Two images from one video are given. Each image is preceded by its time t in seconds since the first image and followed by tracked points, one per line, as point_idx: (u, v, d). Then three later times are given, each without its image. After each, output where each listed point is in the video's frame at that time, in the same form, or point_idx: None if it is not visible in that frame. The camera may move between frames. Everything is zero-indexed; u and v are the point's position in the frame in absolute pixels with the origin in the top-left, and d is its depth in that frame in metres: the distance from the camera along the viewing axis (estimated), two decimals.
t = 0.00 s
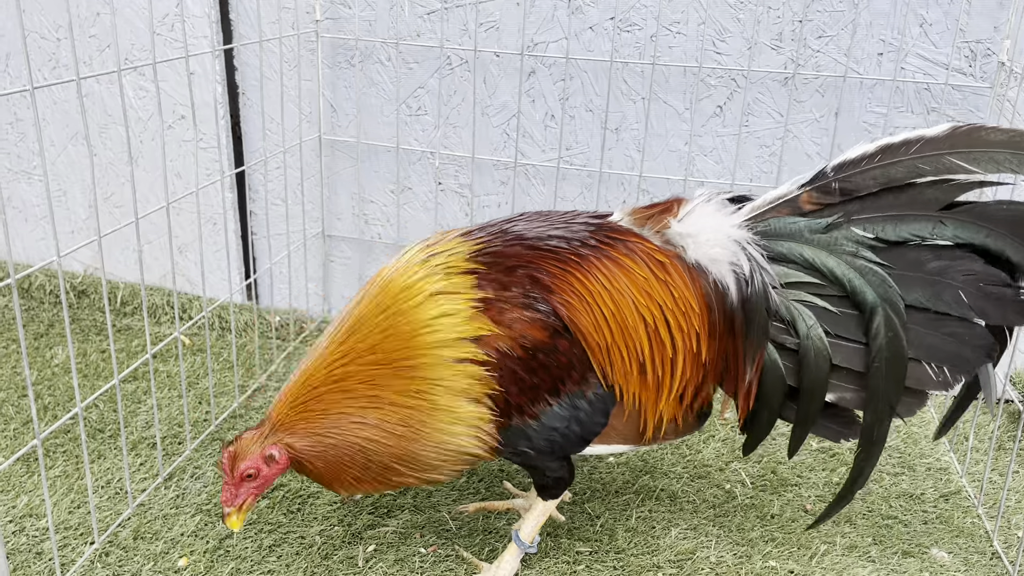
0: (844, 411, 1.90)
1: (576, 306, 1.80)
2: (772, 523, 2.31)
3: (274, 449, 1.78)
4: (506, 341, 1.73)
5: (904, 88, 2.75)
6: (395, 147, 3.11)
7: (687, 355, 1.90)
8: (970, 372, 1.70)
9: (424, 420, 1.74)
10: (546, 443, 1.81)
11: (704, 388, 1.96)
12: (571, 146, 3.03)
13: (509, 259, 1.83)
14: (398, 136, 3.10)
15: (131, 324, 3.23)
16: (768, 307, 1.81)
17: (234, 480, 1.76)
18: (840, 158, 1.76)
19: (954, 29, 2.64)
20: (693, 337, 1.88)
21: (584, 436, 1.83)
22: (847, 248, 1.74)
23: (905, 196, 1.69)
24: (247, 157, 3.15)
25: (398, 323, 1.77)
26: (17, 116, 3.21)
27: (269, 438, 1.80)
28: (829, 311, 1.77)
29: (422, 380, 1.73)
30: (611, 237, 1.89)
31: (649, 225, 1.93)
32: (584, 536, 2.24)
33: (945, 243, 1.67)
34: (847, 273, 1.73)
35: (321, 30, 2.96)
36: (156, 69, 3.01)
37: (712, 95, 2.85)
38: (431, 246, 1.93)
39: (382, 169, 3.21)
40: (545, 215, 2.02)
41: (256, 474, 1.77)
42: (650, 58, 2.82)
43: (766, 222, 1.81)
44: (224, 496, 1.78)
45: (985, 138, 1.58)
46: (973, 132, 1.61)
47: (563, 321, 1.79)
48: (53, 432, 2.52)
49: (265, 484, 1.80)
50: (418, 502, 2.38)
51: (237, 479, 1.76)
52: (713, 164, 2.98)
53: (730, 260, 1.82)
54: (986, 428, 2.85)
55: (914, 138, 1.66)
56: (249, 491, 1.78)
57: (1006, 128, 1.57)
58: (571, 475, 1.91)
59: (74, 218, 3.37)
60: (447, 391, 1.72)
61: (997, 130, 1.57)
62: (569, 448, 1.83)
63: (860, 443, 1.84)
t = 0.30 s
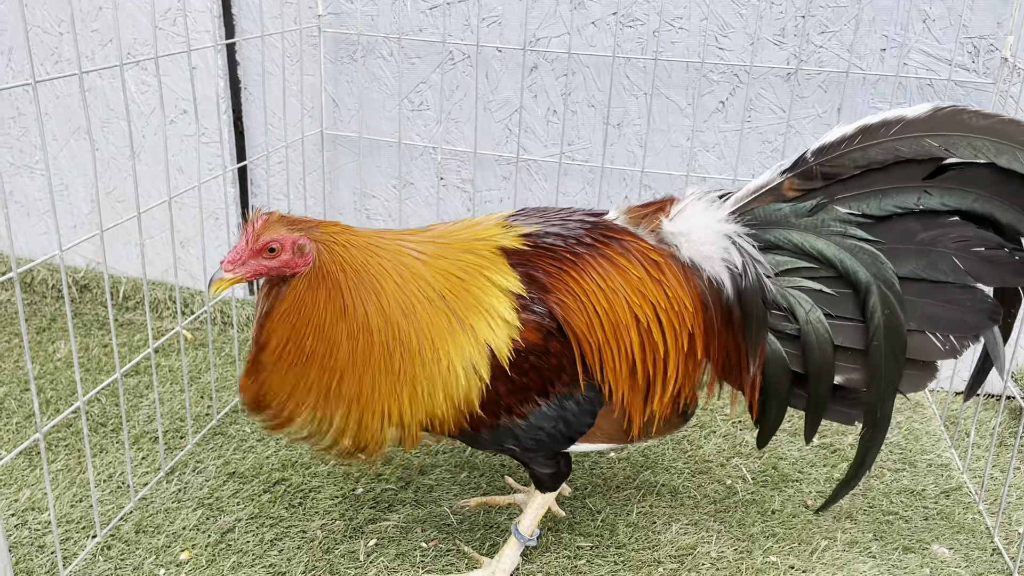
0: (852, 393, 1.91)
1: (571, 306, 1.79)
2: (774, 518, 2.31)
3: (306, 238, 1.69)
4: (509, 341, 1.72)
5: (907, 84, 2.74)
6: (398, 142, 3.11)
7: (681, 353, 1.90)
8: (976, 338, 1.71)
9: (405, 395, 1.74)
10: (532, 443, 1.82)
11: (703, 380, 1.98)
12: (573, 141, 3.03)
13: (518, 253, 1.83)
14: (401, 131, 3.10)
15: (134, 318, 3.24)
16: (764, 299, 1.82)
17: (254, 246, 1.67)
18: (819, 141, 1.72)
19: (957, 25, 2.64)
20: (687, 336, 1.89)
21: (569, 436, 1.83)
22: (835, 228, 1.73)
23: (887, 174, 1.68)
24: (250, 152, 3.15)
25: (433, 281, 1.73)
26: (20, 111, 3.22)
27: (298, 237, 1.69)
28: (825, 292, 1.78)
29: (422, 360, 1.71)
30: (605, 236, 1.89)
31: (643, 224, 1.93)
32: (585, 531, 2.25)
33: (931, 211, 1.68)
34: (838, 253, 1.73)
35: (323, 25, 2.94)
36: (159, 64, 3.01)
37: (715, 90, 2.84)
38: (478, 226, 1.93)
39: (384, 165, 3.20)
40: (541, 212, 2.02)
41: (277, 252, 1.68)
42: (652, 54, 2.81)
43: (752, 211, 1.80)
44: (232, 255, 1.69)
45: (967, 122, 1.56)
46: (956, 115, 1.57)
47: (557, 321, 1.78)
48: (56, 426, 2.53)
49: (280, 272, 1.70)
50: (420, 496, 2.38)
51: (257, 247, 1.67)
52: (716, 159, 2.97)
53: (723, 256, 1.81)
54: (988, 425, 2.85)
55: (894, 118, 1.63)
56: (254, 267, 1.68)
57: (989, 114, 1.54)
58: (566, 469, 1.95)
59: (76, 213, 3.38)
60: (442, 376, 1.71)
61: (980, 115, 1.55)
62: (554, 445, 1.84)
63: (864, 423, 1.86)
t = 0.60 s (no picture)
0: (848, 392, 1.92)
1: (580, 296, 1.79)
2: (774, 516, 2.32)
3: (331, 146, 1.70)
4: (513, 320, 1.72)
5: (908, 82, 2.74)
6: (400, 140, 3.12)
7: (679, 352, 1.91)
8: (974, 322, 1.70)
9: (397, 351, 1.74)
10: (515, 424, 1.83)
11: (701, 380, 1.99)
12: (575, 139, 3.03)
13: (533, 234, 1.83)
14: (403, 129, 3.10)
15: (136, 316, 3.24)
16: (762, 297, 1.82)
17: (280, 143, 1.68)
18: (787, 125, 1.74)
19: (959, 23, 2.64)
20: (688, 334, 1.90)
21: (552, 424, 1.84)
22: (821, 213, 1.76)
23: (860, 150, 1.69)
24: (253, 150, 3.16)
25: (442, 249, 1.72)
26: (23, 109, 3.22)
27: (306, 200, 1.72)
28: (820, 281, 1.79)
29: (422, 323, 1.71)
30: (619, 231, 1.89)
31: (651, 223, 1.95)
32: (586, 528, 2.25)
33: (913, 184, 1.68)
34: (825, 237, 1.75)
35: (325, 23, 2.93)
36: (161, 62, 3.01)
37: (716, 88, 2.85)
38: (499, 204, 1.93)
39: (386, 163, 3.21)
40: (559, 202, 2.04)
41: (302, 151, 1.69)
42: (654, 52, 2.82)
43: (737, 204, 1.83)
44: (257, 151, 1.69)
45: (927, 81, 1.56)
46: (915, 75, 1.58)
47: (565, 311, 1.78)
48: (59, 423, 2.53)
49: (302, 175, 1.70)
50: (421, 494, 2.39)
51: (283, 144, 1.68)
52: (717, 157, 2.98)
53: (720, 256, 1.82)
54: (989, 422, 2.86)
55: (855, 91, 1.64)
56: (279, 166, 1.68)
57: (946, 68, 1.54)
58: (557, 462, 1.98)
59: (78, 210, 3.39)
60: (439, 340, 1.72)
61: (937, 71, 1.55)
62: (537, 430, 1.85)
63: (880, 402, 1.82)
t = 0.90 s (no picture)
0: (851, 386, 1.94)
1: (585, 292, 1.80)
2: (775, 513, 2.33)
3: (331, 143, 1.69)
4: (519, 317, 1.73)
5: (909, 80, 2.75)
6: (401, 138, 3.12)
7: (685, 348, 1.92)
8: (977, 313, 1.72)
9: (403, 348, 1.75)
10: (522, 422, 1.83)
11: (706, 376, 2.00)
12: (576, 137, 3.04)
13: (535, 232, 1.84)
14: (404, 127, 3.11)
15: (138, 314, 3.25)
16: (768, 291, 1.82)
17: (280, 141, 1.67)
18: (794, 122, 1.75)
19: (959, 21, 2.64)
20: (693, 330, 1.90)
21: (559, 422, 1.84)
22: (828, 208, 1.76)
23: (868, 146, 1.70)
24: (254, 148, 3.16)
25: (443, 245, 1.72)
26: (25, 107, 3.23)
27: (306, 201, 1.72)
28: (826, 275, 1.80)
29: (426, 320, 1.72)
30: (623, 227, 1.90)
31: (655, 217, 1.95)
32: (587, 525, 2.26)
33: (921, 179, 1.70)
34: (833, 232, 1.75)
35: (326, 21, 2.94)
36: (163, 60, 3.02)
37: (717, 86, 2.85)
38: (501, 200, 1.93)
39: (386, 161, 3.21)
40: (562, 199, 2.04)
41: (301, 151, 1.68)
42: (655, 50, 2.82)
43: (743, 200, 1.84)
44: (258, 150, 1.69)
45: (935, 77, 1.57)
46: (923, 72, 1.59)
47: (570, 307, 1.79)
48: (62, 421, 2.54)
49: (303, 174, 1.69)
50: (423, 491, 2.39)
51: (284, 143, 1.67)
52: (718, 155, 2.98)
53: (726, 251, 1.83)
54: (989, 420, 2.86)
55: (863, 88, 1.65)
56: (279, 165, 1.68)
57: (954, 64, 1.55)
58: (559, 461, 1.98)
59: (81, 209, 3.40)
60: (445, 337, 1.72)
61: (945, 67, 1.56)
62: (544, 428, 1.85)
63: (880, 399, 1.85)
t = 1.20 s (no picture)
0: (852, 380, 1.93)
1: (589, 291, 1.81)
2: (775, 512, 2.33)
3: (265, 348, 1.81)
4: (524, 317, 1.72)
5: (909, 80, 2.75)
6: (401, 138, 3.13)
7: (692, 342, 1.92)
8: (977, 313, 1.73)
9: (412, 372, 1.73)
10: (540, 424, 1.81)
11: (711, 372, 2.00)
12: (576, 137, 3.04)
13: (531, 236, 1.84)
14: (404, 127, 3.11)
15: (139, 313, 3.26)
16: (773, 287, 1.84)
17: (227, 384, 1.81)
18: (807, 120, 1.77)
19: (959, 21, 2.64)
20: (699, 325, 1.91)
21: (577, 420, 1.84)
22: (837, 207, 1.77)
23: (878, 146, 1.71)
24: (254, 148, 3.17)
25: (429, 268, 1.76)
26: (27, 107, 3.24)
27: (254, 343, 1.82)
28: (832, 273, 1.81)
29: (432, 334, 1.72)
30: (624, 224, 1.90)
31: (658, 213, 1.95)
32: (587, 524, 2.27)
33: (929, 180, 1.71)
34: (840, 230, 1.76)
35: (326, 22, 2.95)
36: (164, 61, 3.03)
37: (717, 87, 2.85)
38: (451, 213, 1.93)
39: (387, 161, 3.22)
40: (559, 199, 2.03)
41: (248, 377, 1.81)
42: (655, 50, 2.82)
43: (751, 196, 1.84)
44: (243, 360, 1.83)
45: (947, 77, 1.59)
46: (935, 72, 1.61)
47: (574, 305, 1.79)
48: (64, 421, 2.55)
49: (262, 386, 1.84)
50: (424, 491, 2.40)
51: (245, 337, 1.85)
52: (718, 155, 2.99)
53: (732, 247, 1.84)
54: (989, 420, 2.87)
55: (876, 88, 1.67)
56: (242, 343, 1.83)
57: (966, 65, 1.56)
58: (564, 461, 1.97)
59: (82, 209, 3.40)
60: (451, 349, 1.71)
61: (958, 67, 1.57)
62: (562, 429, 1.84)
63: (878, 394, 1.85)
